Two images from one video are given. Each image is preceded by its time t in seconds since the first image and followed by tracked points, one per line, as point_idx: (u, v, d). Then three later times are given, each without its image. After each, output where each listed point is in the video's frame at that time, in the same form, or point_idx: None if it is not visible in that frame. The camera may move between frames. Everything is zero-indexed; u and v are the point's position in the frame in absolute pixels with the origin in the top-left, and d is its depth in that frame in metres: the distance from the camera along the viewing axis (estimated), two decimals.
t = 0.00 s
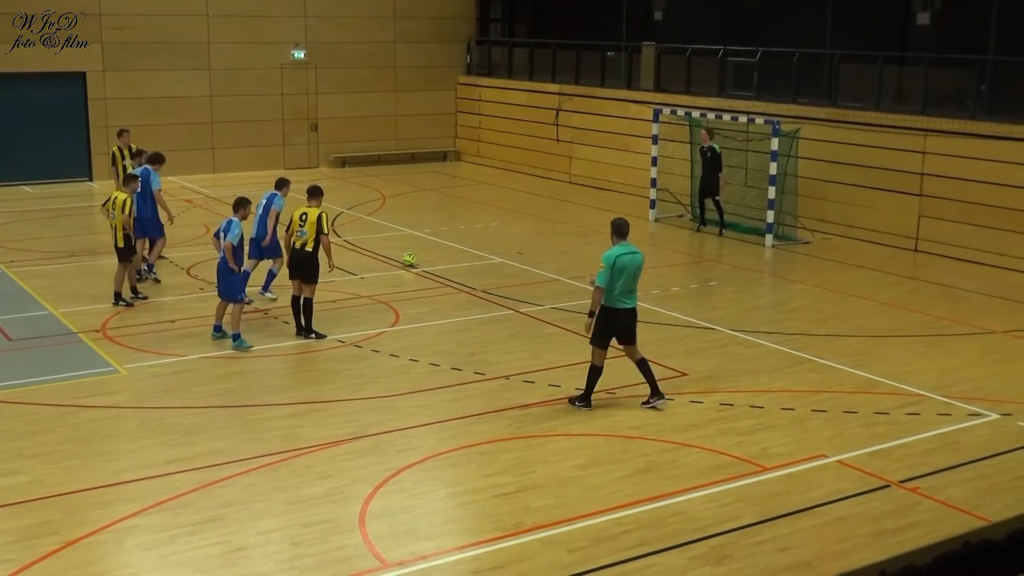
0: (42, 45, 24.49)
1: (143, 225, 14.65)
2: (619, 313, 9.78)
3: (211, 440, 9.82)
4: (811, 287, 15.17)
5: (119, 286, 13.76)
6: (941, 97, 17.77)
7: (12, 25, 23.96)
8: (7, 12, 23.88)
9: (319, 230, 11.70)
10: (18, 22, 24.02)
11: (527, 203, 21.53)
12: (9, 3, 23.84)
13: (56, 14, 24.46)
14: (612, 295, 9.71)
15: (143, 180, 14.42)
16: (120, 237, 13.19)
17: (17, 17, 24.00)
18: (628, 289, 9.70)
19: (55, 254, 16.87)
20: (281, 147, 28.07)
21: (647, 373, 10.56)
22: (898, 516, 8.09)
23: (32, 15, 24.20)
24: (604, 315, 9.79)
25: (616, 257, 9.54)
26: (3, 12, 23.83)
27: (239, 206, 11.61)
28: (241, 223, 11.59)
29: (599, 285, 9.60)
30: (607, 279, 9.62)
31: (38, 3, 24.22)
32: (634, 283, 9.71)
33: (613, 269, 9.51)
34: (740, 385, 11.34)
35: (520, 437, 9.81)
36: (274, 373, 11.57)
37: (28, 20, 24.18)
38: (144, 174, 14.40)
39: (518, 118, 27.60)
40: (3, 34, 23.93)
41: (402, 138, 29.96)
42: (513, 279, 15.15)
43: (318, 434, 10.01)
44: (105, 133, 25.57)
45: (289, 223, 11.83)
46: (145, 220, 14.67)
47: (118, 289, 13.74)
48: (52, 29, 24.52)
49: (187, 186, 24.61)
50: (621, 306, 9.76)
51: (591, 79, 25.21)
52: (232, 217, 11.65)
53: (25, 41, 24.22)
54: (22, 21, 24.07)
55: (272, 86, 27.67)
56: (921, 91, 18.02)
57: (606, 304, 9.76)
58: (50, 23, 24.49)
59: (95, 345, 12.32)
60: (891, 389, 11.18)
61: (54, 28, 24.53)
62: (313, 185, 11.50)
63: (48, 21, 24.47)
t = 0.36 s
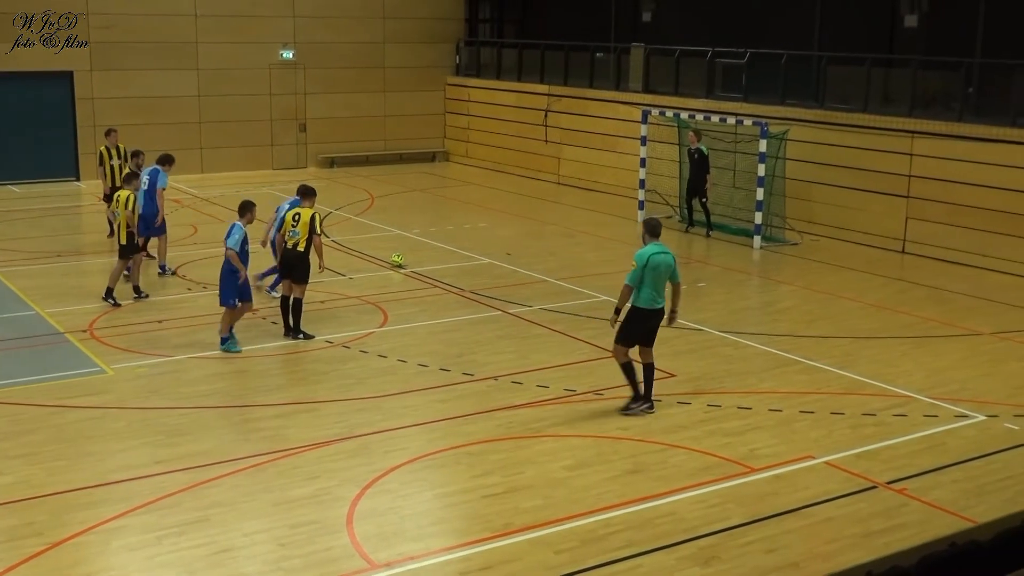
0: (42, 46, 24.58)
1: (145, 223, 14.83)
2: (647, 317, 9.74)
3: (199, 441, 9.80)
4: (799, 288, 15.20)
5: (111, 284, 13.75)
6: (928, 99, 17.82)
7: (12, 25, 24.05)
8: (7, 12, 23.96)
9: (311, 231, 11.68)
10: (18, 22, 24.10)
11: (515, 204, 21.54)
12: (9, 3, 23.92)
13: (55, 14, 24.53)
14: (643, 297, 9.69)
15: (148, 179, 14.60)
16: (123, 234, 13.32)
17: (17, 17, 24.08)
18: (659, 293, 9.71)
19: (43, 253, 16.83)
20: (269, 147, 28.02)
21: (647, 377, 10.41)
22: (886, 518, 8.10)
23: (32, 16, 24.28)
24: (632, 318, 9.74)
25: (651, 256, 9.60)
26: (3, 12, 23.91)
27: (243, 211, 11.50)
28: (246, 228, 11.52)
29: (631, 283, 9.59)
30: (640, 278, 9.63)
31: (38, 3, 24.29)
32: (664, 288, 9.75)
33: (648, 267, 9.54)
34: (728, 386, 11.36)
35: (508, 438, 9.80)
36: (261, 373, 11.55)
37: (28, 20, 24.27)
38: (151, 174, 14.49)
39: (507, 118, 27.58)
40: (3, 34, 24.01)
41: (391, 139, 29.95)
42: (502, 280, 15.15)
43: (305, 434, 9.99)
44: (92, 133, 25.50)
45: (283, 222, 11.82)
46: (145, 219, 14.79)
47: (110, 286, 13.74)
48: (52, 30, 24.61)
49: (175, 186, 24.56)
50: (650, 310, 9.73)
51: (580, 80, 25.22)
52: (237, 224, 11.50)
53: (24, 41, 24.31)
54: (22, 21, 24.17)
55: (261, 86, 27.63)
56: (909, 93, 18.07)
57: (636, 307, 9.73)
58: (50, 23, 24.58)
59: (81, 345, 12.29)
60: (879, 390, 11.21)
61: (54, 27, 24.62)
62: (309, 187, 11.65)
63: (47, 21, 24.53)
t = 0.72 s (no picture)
0: (41, 45, 24.62)
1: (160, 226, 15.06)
2: (676, 326, 9.61)
3: (185, 444, 9.76)
4: (786, 291, 15.23)
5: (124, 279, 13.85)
6: (912, 101, 17.85)
7: (11, 25, 24.09)
8: (7, 12, 24.02)
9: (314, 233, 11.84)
10: (17, 21, 24.15)
11: (502, 206, 21.54)
12: (9, 3, 23.97)
13: (55, 14, 24.61)
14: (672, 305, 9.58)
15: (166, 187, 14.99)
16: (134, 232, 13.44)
17: (17, 16, 24.13)
18: (688, 303, 9.59)
19: (28, 255, 16.77)
20: (255, 148, 27.95)
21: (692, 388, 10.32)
22: (872, 520, 8.12)
23: (32, 16, 24.33)
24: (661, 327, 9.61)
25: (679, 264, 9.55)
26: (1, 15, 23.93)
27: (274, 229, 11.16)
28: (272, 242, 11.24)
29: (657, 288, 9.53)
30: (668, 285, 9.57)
31: (38, 3, 24.35)
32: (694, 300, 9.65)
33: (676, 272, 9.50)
34: (715, 388, 11.37)
35: (495, 441, 9.80)
36: (247, 376, 11.52)
37: (28, 20, 24.32)
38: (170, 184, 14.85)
39: (494, 120, 27.58)
40: (2, 33, 24.04)
41: (378, 141, 29.92)
42: (489, 282, 15.15)
43: (291, 437, 9.96)
44: (78, 134, 25.43)
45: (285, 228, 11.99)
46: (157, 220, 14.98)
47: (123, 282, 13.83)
48: (52, 30, 24.67)
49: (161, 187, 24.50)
50: (679, 319, 9.59)
51: (567, 83, 25.24)
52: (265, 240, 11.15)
53: (24, 42, 24.35)
54: (21, 21, 24.21)
55: (247, 88, 27.57)
56: (893, 96, 18.11)
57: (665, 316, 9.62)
58: (51, 23, 24.65)
59: (66, 347, 12.25)
60: (865, 392, 11.23)
61: (54, 27, 24.70)
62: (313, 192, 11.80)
63: (47, 22, 24.60)
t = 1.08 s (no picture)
0: (42, 46, 24.70)
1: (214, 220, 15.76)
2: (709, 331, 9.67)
3: (172, 450, 9.73)
4: (773, 296, 15.25)
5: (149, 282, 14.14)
6: (899, 106, 17.99)
7: (12, 25, 24.17)
8: (4, 15, 24.05)
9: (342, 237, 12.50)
10: (18, 22, 24.23)
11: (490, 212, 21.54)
12: (6, 6, 24.00)
13: (55, 14, 24.69)
14: (706, 311, 9.62)
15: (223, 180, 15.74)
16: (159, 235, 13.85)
17: (18, 17, 24.21)
18: (723, 308, 9.64)
19: (15, 261, 16.71)
20: (242, 154, 27.90)
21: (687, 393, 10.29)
22: (860, 524, 8.14)
23: (32, 16, 24.41)
24: (695, 333, 9.64)
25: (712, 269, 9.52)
26: None
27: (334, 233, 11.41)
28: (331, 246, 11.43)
29: (696, 297, 9.47)
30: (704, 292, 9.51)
31: (38, 3, 24.42)
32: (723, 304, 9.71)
33: (711, 278, 9.47)
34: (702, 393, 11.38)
35: (483, 446, 9.79)
36: (235, 382, 11.49)
37: (28, 20, 24.40)
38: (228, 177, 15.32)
39: (482, 126, 27.59)
40: None
41: (365, 146, 29.92)
42: (477, 287, 15.15)
43: (279, 443, 9.94)
44: (65, 140, 25.36)
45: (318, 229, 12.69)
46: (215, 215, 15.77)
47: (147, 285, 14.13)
48: (52, 30, 24.75)
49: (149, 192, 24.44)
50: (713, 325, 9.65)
51: (554, 88, 25.27)
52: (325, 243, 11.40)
53: (24, 42, 24.43)
54: (22, 21, 24.29)
55: (234, 93, 27.52)
56: (881, 102, 18.20)
57: (698, 322, 9.66)
58: (50, 23, 24.73)
59: (52, 353, 12.20)
60: (852, 396, 11.25)
61: (54, 27, 24.78)
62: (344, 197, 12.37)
63: (47, 22, 24.68)
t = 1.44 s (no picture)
0: (41, 46, 24.89)
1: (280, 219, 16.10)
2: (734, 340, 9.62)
3: (153, 458, 9.69)
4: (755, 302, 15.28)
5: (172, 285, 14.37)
6: (880, 112, 17.97)
7: (11, 26, 24.38)
8: None
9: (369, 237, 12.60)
10: (17, 22, 24.42)
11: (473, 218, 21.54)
12: (0, 8, 24.14)
13: (54, 14, 24.86)
14: (736, 319, 9.58)
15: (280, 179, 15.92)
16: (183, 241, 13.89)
17: (17, 17, 24.40)
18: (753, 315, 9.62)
19: None
20: (224, 160, 27.82)
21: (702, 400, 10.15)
22: (841, 528, 8.16)
23: (31, 16, 24.60)
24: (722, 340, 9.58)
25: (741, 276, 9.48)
26: None
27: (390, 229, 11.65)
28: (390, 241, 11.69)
29: (726, 302, 9.43)
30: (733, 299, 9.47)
31: (35, 4, 24.59)
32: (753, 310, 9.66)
33: (740, 285, 9.43)
34: (686, 399, 11.39)
35: (466, 453, 9.77)
36: (217, 389, 11.45)
37: (27, 20, 24.60)
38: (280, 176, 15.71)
39: (464, 132, 27.58)
40: None
41: (348, 152, 29.87)
42: (461, 294, 15.14)
43: (261, 451, 9.91)
44: (46, 146, 25.29)
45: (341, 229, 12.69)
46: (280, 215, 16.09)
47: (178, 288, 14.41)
48: (51, 30, 24.93)
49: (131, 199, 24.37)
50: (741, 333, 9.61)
51: (537, 94, 25.29)
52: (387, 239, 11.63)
53: (24, 42, 24.64)
54: (21, 22, 24.50)
55: (216, 99, 27.46)
56: (861, 107, 18.19)
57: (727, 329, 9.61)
58: (50, 23, 24.90)
59: (34, 361, 12.14)
60: (835, 401, 11.28)
61: (54, 28, 24.95)
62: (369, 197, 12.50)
63: (46, 22, 24.86)
